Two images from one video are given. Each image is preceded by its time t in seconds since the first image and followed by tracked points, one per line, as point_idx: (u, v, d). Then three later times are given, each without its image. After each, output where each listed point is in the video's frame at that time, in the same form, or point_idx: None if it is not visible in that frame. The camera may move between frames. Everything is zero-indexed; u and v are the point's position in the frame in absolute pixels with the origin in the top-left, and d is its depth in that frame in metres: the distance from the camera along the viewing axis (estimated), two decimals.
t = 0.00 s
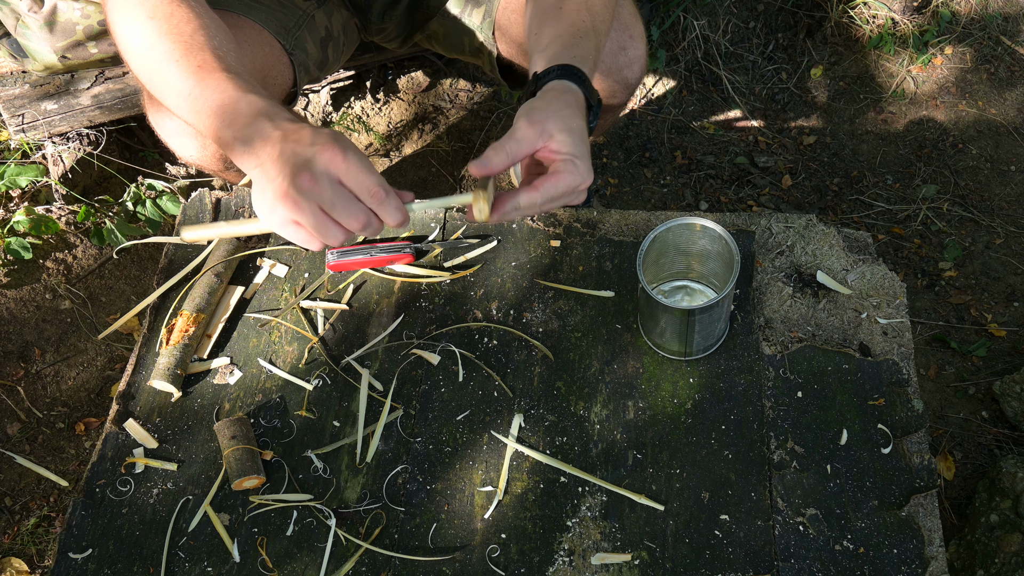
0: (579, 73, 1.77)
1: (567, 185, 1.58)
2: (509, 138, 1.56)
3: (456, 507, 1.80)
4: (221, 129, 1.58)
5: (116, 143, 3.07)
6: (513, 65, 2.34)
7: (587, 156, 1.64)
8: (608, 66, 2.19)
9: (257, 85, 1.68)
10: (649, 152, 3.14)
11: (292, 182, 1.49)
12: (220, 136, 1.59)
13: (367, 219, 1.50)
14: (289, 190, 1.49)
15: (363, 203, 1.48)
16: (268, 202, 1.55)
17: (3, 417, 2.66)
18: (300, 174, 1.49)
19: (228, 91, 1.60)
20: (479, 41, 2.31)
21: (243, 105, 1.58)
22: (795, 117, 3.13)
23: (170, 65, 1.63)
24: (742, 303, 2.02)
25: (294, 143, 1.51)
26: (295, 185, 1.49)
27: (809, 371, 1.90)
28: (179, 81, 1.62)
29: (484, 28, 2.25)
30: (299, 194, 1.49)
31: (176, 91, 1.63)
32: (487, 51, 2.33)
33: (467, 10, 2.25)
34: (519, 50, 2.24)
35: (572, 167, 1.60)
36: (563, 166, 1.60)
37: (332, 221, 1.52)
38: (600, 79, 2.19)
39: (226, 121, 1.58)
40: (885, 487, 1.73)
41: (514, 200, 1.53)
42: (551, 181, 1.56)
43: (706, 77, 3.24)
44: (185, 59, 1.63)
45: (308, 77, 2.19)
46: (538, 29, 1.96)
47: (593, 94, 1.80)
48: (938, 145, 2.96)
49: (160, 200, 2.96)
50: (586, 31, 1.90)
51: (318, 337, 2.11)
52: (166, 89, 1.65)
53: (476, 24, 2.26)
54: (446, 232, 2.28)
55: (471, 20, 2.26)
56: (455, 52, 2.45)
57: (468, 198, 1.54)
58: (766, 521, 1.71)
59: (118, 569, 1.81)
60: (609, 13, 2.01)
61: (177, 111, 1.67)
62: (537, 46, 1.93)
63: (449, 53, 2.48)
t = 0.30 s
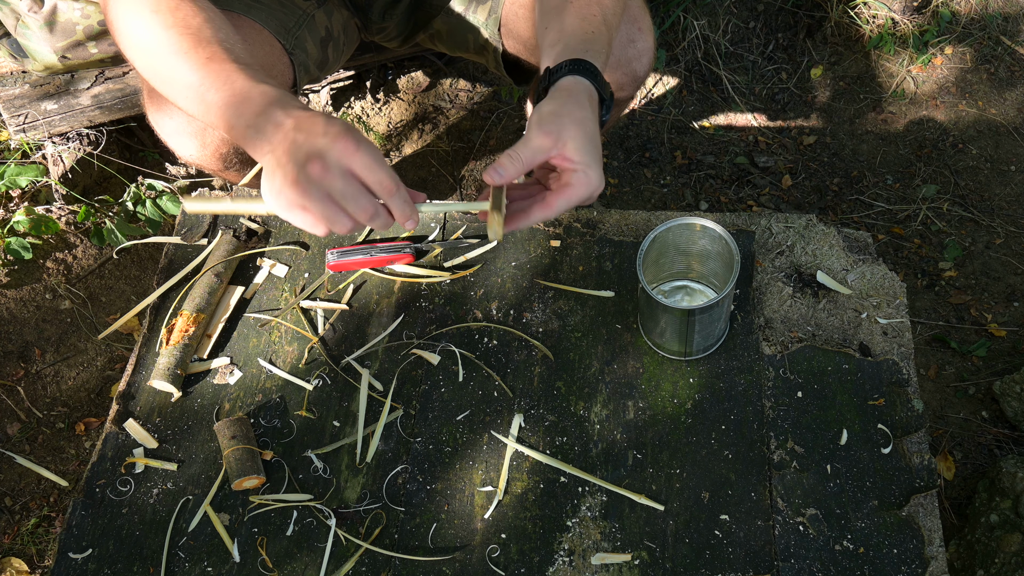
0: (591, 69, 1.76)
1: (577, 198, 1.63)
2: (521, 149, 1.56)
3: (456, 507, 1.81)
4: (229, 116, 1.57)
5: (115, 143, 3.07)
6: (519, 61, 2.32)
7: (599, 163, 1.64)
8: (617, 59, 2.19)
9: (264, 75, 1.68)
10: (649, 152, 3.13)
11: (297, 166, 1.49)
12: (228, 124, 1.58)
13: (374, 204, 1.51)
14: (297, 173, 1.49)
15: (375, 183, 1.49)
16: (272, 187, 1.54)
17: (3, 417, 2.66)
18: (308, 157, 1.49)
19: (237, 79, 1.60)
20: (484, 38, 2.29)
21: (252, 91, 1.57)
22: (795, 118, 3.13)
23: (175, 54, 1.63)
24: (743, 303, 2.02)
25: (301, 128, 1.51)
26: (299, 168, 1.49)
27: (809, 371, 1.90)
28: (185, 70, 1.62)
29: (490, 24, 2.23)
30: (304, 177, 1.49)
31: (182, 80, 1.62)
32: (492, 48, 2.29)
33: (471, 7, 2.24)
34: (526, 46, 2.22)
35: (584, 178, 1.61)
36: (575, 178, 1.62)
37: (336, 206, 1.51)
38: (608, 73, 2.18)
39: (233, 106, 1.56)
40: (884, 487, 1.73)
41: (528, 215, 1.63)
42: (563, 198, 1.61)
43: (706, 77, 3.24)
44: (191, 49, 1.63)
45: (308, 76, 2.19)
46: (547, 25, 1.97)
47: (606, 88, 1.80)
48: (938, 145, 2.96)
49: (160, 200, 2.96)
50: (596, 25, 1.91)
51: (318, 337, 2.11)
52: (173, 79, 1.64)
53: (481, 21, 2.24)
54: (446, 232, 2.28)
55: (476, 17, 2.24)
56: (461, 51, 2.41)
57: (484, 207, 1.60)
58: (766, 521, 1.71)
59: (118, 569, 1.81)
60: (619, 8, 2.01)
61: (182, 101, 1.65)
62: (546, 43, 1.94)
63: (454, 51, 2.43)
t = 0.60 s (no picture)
0: (587, 56, 1.78)
1: (583, 166, 1.61)
2: (518, 132, 1.60)
3: (456, 507, 1.81)
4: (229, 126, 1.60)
5: (115, 143, 3.07)
6: (521, 59, 2.32)
7: (598, 134, 1.64)
8: (620, 54, 2.18)
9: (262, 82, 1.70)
10: (649, 152, 3.13)
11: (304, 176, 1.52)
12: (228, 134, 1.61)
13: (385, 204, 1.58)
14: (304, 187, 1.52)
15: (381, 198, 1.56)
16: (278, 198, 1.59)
17: (4, 417, 2.66)
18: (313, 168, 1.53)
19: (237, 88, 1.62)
20: (485, 35, 2.28)
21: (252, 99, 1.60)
22: (795, 118, 3.13)
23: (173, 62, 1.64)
24: (743, 303, 2.02)
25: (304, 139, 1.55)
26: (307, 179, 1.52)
27: (809, 371, 1.90)
28: (182, 80, 1.63)
29: (491, 22, 2.22)
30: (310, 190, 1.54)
31: (179, 89, 1.64)
32: (494, 46, 2.29)
33: (472, 5, 2.24)
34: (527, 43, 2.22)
35: (586, 146, 1.61)
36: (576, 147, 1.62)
37: (345, 215, 1.59)
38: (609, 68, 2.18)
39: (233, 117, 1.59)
40: (885, 487, 1.73)
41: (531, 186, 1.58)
42: (567, 165, 1.59)
43: (706, 77, 3.23)
44: (188, 57, 1.63)
45: (308, 76, 2.19)
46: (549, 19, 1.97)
47: (604, 76, 1.79)
48: (938, 145, 2.96)
49: (160, 200, 2.96)
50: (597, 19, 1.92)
51: (318, 337, 2.11)
52: (170, 87, 1.65)
53: (483, 19, 2.24)
54: (447, 232, 2.28)
55: (477, 15, 2.24)
56: (462, 49, 2.42)
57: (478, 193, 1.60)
58: (766, 521, 1.71)
59: (118, 569, 1.81)
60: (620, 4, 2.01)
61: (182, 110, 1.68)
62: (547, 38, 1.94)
63: (456, 50, 2.44)
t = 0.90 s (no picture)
0: (587, 62, 1.80)
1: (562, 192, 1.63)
2: (506, 139, 1.56)
3: (456, 507, 1.81)
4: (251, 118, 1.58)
5: (116, 143, 3.07)
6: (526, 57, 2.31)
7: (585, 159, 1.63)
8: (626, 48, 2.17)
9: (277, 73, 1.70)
10: (649, 152, 3.14)
11: (317, 147, 1.48)
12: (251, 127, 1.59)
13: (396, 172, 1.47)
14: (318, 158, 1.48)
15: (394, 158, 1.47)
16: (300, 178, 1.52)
17: (4, 417, 2.66)
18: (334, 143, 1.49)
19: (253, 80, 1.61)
20: (487, 34, 2.27)
21: (273, 92, 1.60)
22: (795, 118, 3.13)
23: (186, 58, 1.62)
24: (743, 303, 2.02)
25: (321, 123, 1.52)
26: (317, 149, 1.48)
27: (810, 371, 1.90)
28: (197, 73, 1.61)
29: (494, 20, 2.20)
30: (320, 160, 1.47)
31: (193, 83, 1.63)
32: (497, 44, 2.27)
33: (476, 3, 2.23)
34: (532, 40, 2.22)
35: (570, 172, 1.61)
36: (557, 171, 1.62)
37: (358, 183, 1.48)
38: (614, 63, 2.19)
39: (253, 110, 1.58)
40: (885, 487, 1.73)
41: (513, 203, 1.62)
42: (549, 189, 1.61)
43: (706, 77, 3.24)
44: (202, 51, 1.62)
45: (309, 76, 2.19)
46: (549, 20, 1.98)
47: (603, 83, 1.82)
48: (938, 145, 2.96)
49: (160, 200, 2.96)
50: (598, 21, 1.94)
51: (318, 337, 2.11)
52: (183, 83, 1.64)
53: (485, 17, 2.22)
54: (447, 232, 2.28)
55: (479, 14, 2.23)
56: (463, 49, 2.42)
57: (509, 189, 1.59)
58: (766, 521, 1.71)
59: (118, 569, 1.81)
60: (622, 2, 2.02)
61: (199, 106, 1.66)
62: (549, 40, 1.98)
63: (457, 50, 2.43)
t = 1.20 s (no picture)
0: (573, 66, 1.76)
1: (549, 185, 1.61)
2: (493, 131, 1.56)
3: (456, 507, 1.81)
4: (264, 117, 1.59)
5: (116, 143, 3.07)
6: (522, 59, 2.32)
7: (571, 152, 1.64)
8: (619, 54, 2.19)
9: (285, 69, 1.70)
10: (649, 152, 3.14)
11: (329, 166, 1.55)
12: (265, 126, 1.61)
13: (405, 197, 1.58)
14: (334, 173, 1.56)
15: (412, 178, 1.53)
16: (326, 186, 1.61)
17: (4, 417, 2.66)
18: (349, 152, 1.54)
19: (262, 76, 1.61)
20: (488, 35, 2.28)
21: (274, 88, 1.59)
22: (795, 118, 3.13)
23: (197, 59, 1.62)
24: (743, 303, 2.02)
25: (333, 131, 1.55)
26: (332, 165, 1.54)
27: (810, 371, 1.90)
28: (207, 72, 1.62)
29: (493, 21, 2.22)
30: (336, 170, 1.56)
31: (204, 84, 1.63)
32: (495, 44, 2.29)
33: (474, 4, 2.23)
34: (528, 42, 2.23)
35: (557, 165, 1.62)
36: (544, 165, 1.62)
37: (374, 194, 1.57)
38: (609, 68, 2.20)
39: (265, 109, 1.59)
40: (885, 487, 1.73)
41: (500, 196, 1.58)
42: (538, 181, 1.59)
43: (706, 77, 3.24)
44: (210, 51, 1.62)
45: (309, 76, 2.19)
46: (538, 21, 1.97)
47: (586, 87, 1.79)
48: (938, 145, 2.96)
49: (160, 200, 2.96)
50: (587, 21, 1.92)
51: (318, 337, 2.11)
52: (194, 83, 1.65)
53: (483, 18, 2.23)
54: (447, 231, 2.28)
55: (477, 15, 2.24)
56: (462, 49, 2.42)
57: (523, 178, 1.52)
58: (766, 521, 1.71)
59: (118, 569, 1.81)
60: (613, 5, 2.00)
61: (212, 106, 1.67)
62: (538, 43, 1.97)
63: (456, 50, 2.44)
